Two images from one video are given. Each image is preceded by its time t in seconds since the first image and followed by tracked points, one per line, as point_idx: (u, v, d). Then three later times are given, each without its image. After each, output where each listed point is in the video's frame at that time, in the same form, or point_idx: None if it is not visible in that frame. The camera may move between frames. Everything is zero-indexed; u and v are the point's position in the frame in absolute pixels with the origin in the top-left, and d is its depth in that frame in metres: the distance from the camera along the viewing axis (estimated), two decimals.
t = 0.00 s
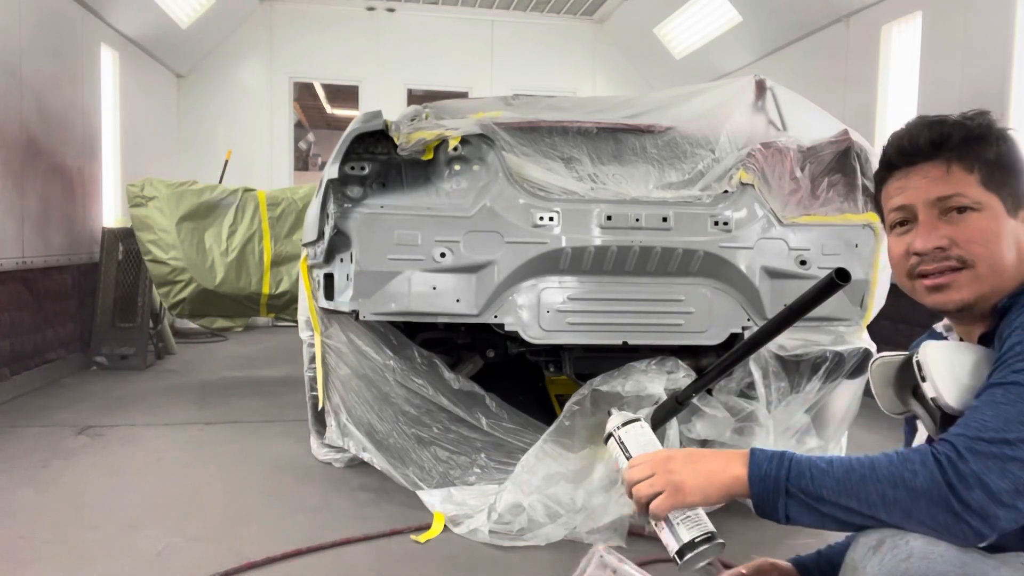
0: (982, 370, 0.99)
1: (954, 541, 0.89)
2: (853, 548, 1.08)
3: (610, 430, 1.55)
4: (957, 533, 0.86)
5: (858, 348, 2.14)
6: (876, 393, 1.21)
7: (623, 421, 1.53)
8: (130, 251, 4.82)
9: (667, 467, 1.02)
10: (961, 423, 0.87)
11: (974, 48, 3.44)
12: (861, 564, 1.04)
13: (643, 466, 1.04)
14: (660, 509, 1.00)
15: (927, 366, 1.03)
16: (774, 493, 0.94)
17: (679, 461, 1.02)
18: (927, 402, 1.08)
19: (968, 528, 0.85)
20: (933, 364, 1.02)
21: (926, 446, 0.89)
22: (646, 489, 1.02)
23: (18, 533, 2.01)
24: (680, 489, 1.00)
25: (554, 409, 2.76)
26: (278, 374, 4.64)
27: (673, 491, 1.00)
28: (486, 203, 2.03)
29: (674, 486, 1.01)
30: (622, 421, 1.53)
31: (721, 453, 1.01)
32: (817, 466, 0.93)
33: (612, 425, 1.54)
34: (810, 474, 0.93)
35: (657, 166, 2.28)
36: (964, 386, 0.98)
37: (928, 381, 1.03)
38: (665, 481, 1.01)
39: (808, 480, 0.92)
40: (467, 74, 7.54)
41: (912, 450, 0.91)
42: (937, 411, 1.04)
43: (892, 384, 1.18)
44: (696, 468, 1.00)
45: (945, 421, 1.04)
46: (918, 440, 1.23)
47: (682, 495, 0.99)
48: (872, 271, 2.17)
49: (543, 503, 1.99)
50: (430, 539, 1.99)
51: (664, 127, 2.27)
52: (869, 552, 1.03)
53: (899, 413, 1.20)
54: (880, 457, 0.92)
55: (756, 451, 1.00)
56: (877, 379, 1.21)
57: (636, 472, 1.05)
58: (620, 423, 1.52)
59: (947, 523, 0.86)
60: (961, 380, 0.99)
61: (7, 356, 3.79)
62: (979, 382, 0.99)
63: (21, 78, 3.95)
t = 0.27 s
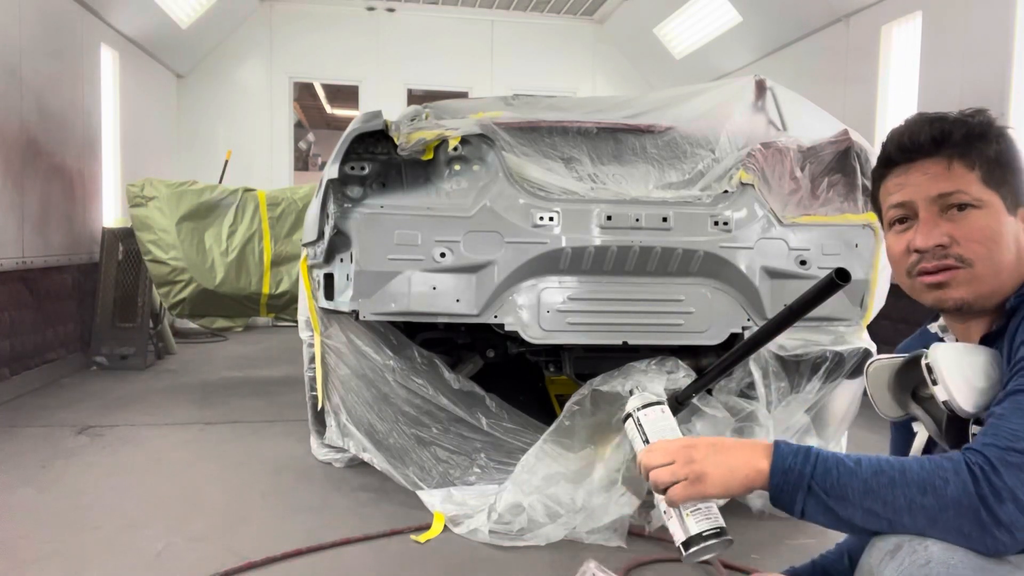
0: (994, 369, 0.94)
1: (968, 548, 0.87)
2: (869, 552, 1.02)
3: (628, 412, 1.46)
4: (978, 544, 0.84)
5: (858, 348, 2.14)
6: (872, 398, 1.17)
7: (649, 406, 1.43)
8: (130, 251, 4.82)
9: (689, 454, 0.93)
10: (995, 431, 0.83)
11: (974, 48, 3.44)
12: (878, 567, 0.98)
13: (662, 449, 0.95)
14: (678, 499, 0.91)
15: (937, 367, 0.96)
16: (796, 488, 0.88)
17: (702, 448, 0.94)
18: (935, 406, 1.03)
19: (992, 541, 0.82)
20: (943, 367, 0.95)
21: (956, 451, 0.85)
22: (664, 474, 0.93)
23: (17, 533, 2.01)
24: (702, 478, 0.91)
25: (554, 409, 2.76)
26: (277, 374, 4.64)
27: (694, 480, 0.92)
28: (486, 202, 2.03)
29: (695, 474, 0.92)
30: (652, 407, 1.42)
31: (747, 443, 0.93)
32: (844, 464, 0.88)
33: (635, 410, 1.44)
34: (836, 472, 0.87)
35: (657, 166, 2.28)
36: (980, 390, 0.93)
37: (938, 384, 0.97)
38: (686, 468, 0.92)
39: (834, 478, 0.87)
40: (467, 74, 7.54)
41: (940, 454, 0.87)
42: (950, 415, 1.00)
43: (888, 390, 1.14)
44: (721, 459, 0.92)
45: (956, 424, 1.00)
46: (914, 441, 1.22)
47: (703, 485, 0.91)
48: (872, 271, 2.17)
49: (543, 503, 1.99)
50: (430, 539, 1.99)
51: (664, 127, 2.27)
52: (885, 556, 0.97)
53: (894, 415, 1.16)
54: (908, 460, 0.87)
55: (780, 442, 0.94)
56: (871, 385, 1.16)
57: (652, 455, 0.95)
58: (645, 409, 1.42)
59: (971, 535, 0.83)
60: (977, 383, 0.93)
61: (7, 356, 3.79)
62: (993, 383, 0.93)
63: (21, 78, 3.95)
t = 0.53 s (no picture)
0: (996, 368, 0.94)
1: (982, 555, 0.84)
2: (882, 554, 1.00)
3: (635, 399, 1.34)
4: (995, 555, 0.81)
5: (858, 348, 2.14)
6: (869, 401, 1.17)
7: (660, 390, 1.31)
8: (130, 251, 4.82)
9: (703, 451, 0.90)
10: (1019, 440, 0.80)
11: (974, 48, 3.44)
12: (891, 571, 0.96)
13: (678, 443, 0.92)
14: (689, 496, 0.90)
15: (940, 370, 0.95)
16: (811, 494, 0.84)
17: (717, 445, 0.90)
18: (935, 408, 1.03)
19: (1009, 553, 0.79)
20: (948, 371, 0.93)
21: (979, 458, 0.81)
22: (676, 470, 0.91)
23: (17, 533, 2.00)
24: (715, 478, 0.89)
25: (554, 409, 2.76)
26: (277, 374, 4.64)
27: (708, 478, 0.89)
28: (486, 202, 2.03)
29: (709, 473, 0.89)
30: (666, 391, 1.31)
31: (766, 444, 0.89)
32: (863, 470, 0.84)
33: (647, 396, 1.31)
34: (854, 478, 0.83)
35: (657, 166, 2.28)
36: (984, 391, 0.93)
37: (940, 386, 0.95)
38: (700, 466, 0.90)
39: (851, 485, 0.83)
40: (467, 74, 7.55)
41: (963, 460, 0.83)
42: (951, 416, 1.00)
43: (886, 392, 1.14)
44: (736, 459, 0.89)
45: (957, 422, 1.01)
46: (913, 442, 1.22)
47: (716, 485, 0.89)
48: (872, 271, 2.17)
49: (543, 503, 1.99)
50: (430, 540, 1.99)
51: (664, 127, 2.27)
52: (900, 561, 0.95)
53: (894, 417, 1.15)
54: (929, 466, 0.83)
55: (800, 441, 0.89)
56: (869, 388, 1.16)
57: (666, 447, 0.93)
58: (659, 394, 1.31)
59: (990, 547, 0.80)
60: (979, 387, 0.93)
61: (7, 356, 3.79)
62: (996, 383, 0.93)
63: (21, 78, 3.95)
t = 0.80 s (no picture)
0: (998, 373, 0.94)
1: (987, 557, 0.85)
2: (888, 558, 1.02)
3: (637, 384, 1.29)
4: (1000, 557, 0.82)
5: (858, 348, 2.15)
6: (874, 406, 1.16)
7: (665, 375, 1.26)
8: (130, 251, 4.82)
9: (708, 448, 0.89)
10: None
11: (975, 48, 3.43)
12: None
13: (683, 437, 0.91)
14: (690, 492, 0.90)
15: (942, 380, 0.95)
16: (817, 498, 0.84)
17: (722, 444, 0.90)
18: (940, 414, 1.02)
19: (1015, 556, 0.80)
20: (951, 380, 0.94)
21: (983, 460, 0.82)
22: (679, 464, 0.90)
23: (18, 533, 2.01)
24: (718, 476, 0.88)
25: (554, 409, 2.76)
26: (277, 374, 4.64)
27: (711, 475, 0.88)
28: (486, 202, 2.03)
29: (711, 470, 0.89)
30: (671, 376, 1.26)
31: (771, 445, 0.89)
32: (869, 474, 0.84)
33: (652, 381, 1.26)
34: (860, 482, 0.83)
35: (657, 166, 2.28)
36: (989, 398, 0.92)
37: (944, 396, 0.96)
38: (703, 462, 0.89)
39: (857, 489, 0.83)
40: (467, 74, 7.54)
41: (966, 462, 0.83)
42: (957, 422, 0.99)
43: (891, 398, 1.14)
44: (740, 459, 0.88)
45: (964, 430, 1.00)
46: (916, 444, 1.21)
47: (719, 483, 0.88)
48: (872, 272, 2.17)
49: (543, 503, 2.00)
50: (430, 539, 1.99)
51: (664, 127, 2.27)
52: (906, 564, 0.97)
53: (899, 423, 1.15)
54: (934, 468, 0.83)
55: (803, 444, 0.89)
56: (874, 393, 1.16)
57: (670, 440, 0.92)
58: (663, 378, 1.26)
59: (996, 549, 0.80)
60: (983, 394, 0.92)
61: (7, 356, 3.79)
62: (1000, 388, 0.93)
63: (21, 78, 3.95)
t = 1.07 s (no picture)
0: (996, 373, 0.93)
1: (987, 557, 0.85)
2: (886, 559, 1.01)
3: (634, 385, 1.29)
4: (998, 557, 0.82)
5: (858, 348, 2.15)
6: (876, 403, 1.15)
7: (662, 376, 1.27)
8: (130, 251, 4.82)
9: (706, 449, 0.89)
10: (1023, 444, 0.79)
11: (975, 48, 3.43)
12: None
13: (681, 438, 0.91)
14: (687, 492, 0.89)
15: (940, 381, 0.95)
16: (815, 500, 0.84)
17: (720, 444, 0.89)
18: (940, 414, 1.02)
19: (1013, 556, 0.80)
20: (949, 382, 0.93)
21: (980, 460, 0.81)
22: (676, 464, 0.90)
23: (18, 533, 2.00)
24: (716, 478, 0.88)
25: (554, 409, 2.77)
26: (277, 374, 4.64)
27: (708, 475, 0.88)
28: (486, 202, 2.03)
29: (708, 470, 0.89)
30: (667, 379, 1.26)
31: (769, 446, 0.88)
32: (866, 476, 0.83)
33: (649, 382, 1.26)
34: (858, 485, 0.83)
35: (657, 166, 2.28)
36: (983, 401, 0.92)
37: (941, 398, 0.95)
38: (701, 463, 0.88)
39: (855, 492, 0.82)
40: (467, 74, 7.54)
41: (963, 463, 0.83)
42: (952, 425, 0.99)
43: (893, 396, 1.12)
44: (737, 460, 0.88)
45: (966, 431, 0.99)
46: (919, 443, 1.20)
47: (715, 484, 0.88)
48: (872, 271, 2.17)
49: (543, 503, 2.00)
50: (430, 539, 1.99)
51: (664, 127, 2.27)
52: (903, 565, 0.96)
53: (901, 419, 1.14)
54: (932, 469, 0.83)
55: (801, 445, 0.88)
56: (876, 392, 1.14)
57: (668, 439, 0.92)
58: (660, 380, 1.26)
59: (993, 549, 0.80)
60: (979, 395, 0.92)
61: (7, 356, 3.79)
62: (996, 390, 0.92)
63: (21, 78, 3.95)
